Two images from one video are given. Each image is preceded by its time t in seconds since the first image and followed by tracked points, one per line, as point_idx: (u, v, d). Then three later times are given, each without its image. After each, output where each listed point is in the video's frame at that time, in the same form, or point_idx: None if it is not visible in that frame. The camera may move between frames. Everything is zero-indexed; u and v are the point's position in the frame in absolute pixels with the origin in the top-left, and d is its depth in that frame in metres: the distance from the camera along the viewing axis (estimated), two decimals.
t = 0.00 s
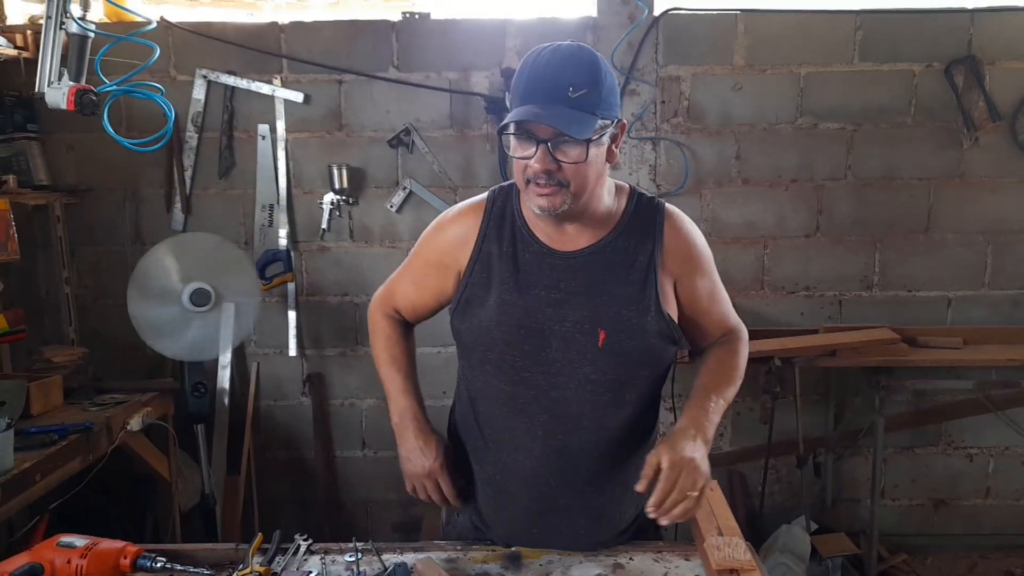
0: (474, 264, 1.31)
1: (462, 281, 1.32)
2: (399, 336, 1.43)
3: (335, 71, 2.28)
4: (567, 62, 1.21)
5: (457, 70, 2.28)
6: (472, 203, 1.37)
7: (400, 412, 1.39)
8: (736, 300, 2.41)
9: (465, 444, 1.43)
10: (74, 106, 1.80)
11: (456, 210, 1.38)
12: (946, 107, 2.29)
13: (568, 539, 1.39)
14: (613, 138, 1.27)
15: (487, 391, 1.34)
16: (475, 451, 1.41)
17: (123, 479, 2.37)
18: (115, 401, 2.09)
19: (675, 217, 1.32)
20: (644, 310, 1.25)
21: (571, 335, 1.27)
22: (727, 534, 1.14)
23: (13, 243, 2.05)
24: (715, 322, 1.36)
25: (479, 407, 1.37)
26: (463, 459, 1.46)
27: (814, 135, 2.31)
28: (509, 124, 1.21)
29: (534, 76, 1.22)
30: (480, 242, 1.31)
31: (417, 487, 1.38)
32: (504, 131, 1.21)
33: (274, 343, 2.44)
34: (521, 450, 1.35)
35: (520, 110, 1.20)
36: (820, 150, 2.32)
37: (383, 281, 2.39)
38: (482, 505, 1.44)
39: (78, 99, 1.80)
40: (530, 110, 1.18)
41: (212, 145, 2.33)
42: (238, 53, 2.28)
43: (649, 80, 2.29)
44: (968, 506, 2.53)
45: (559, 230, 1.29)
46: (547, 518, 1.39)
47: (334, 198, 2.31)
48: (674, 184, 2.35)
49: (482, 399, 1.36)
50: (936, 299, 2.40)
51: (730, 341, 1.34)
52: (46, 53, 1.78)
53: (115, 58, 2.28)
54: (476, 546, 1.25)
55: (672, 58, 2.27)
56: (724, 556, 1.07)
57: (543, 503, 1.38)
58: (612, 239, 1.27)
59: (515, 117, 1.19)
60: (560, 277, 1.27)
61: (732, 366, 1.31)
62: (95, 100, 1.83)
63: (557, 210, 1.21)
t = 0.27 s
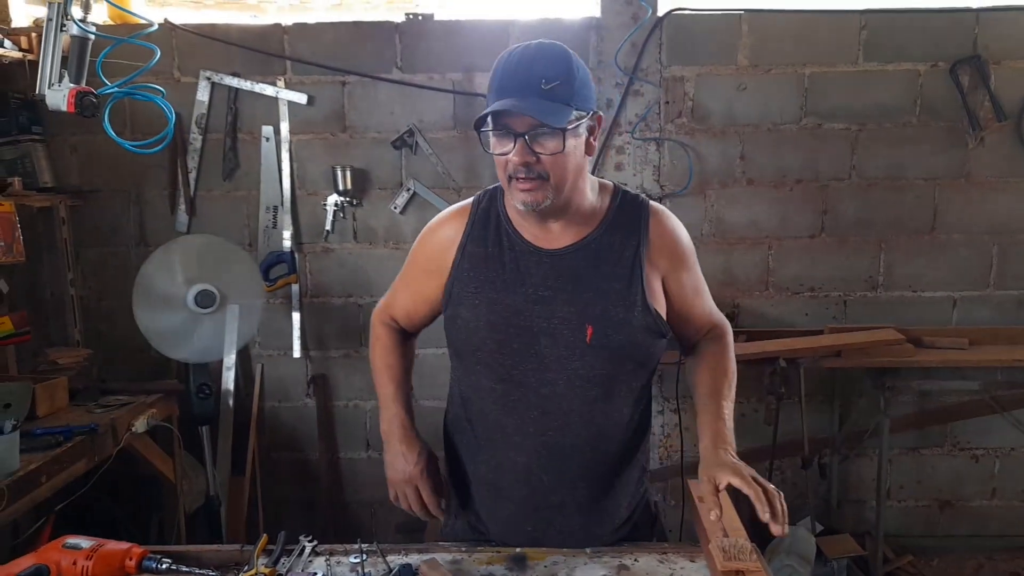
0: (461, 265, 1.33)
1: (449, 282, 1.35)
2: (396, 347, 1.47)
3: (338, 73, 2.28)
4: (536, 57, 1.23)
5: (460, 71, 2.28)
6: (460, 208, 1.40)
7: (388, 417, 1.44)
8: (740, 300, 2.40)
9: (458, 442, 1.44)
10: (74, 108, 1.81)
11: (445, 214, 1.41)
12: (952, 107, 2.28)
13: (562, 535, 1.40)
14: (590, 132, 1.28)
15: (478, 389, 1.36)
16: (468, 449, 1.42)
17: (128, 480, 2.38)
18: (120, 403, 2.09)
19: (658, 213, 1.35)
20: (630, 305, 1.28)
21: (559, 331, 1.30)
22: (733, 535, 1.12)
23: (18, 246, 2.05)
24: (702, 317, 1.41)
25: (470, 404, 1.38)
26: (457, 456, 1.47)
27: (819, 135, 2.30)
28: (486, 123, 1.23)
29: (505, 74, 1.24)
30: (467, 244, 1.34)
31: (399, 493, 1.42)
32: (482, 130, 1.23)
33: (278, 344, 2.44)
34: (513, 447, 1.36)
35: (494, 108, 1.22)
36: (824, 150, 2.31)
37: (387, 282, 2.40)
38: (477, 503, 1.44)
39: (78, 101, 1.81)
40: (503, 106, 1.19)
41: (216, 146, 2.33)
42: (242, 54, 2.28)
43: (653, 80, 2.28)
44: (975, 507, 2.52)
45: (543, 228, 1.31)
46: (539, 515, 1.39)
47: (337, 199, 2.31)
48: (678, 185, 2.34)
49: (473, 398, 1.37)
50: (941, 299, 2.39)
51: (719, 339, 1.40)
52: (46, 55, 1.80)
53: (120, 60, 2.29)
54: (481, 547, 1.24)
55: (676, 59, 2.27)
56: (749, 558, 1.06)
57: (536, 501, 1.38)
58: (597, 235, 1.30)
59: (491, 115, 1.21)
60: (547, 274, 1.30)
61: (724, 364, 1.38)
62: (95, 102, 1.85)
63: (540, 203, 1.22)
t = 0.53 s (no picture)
0: (440, 262, 1.32)
1: (429, 279, 1.33)
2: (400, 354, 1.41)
3: (342, 69, 2.28)
4: (513, 39, 1.27)
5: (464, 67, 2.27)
6: (436, 207, 1.39)
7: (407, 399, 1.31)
8: (745, 295, 2.40)
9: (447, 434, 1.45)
10: (80, 105, 1.79)
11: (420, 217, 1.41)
12: (957, 101, 2.27)
13: (551, 520, 1.41)
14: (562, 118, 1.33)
15: (462, 382, 1.35)
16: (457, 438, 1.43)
17: (134, 476, 2.38)
18: (125, 399, 2.09)
19: (630, 199, 1.35)
20: (606, 289, 1.27)
21: (537, 319, 1.28)
22: (738, 532, 1.11)
23: (23, 243, 2.07)
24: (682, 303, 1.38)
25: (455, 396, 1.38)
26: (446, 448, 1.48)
27: (823, 129, 2.29)
28: (469, 106, 1.26)
29: (484, 56, 1.26)
30: (444, 242, 1.33)
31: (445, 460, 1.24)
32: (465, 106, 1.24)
33: (283, 340, 2.44)
34: (500, 437, 1.36)
35: (477, 90, 1.25)
36: (829, 145, 2.30)
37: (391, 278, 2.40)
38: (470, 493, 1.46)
39: (85, 98, 1.80)
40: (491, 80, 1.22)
41: (220, 143, 2.33)
42: (246, 51, 2.28)
43: (657, 75, 2.28)
44: (980, 502, 2.52)
45: (519, 218, 1.31)
46: (529, 502, 1.40)
47: (341, 195, 2.31)
48: (682, 180, 2.34)
49: (459, 391, 1.37)
50: (946, 294, 2.38)
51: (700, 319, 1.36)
52: (52, 52, 1.78)
53: (125, 57, 2.29)
54: (486, 542, 1.24)
55: (680, 54, 2.26)
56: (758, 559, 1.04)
57: (524, 488, 1.40)
58: (571, 222, 1.29)
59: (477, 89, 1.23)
60: (525, 264, 1.29)
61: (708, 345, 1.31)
62: (101, 100, 1.84)
63: (526, 179, 1.23)
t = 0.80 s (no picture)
0: (429, 262, 1.32)
1: (419, 279, 1.32)
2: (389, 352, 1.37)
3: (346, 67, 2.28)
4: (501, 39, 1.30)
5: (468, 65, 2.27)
6: (422, 207, 1.39)
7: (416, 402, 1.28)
8: (748, 295, 2.40)
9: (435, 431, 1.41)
10: (95, 103, 1.81)
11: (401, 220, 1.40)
12: (962, 100, 2.26)
13: (540, 517, 1.37)
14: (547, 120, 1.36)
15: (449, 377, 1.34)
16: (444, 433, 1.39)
17: (138, 473, 2.39)
18: (129, 396, 2.10)
19: (612, 202, 1.36)
20: (592, 285, 1.28)
21: (526, 315, 1.29)
22: (740, 528, 1.08)
23: (28, 240, 2.08)
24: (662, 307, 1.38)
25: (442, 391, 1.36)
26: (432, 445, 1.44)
27: (827, 129, 2.29)
28: (459, 102, 1.27)
29: (473, 55, 1.29)
30: (433, 243, 1.32)
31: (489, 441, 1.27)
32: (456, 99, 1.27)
33: (286, 338, 2.45)
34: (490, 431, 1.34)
35: (467, 87, 1.27)
36: (833, 144, 2.30)
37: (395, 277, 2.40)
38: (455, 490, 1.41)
39: (98, 96, 1.81)
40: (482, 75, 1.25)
41: (224, 141, 2.34)
42: (251, 49, 2.28)
43: (661, 74, 2.28)
44: (983, 502, 2.51)
45: (506, 215, 1.32)
46: (517, 496, 1.37)
47: (345, 193, 2.32)
48: (686, 179, 2.34)
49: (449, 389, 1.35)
50: (951, 294, 2.38)
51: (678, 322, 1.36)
52: (65, 50, 1.79)
53: (131, 55, 2.30)
54: (490, 540, 1.24)
55: (684, 53, 2.26)
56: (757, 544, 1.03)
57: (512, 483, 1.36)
58: (556, 221, 1.31)
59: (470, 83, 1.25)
60: (512, 262, 1.29)
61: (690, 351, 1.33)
62: (114, 97, 1.85)
63: (515, 171, 1.25)
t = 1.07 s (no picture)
0: (428, 259, 1.31)
1: (418, 275, 1.31)
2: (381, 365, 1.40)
3: (347, 68, 2.29)
4: (513, 56, 1.27)
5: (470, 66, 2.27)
6: (418, 212, 1.37)
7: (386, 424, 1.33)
8: (749, 295, 2.40)
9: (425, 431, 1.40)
10: (106, 105, 1.82)
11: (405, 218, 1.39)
12: (963, 101, 2.26)
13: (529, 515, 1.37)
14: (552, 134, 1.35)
15: (444, 375, 1.32)
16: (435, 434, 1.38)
17: (139, 474, 2.39)
18: (131, 396, 2.10)
19: (608, 207, 1.36)
20: (589, 284, 1.28)
21: (522, 311, 1.28)
22: (742, 530, 1.08)
23: (30, 240, 2.08)
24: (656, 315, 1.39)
25: (434, 389, 1.34)
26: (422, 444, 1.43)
27: (829, 129, 2.29)
28: (466, 117, 1.25)
29: (483, 70, 1.26)
30: (431, 240, 1.32)
31: (420, 497, 1.34)
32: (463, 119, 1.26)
33: (287, 338, 2.45)
34: (482, 429, 1.33)
35: (475, 103, 1.25)
36: (835, 145, 2.30)
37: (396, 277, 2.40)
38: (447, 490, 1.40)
39: (109, 97, 1.82)
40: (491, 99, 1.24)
41: (225, 141, 2.34)
42: (253, 50, 2.29)
43: (663, 75, 2.28)
44: (984, 503, 2.51)
45: (504, 218, 1.32)
46: (508, 493, 1.36)
47: (347, 194, 2.32)
48: (687, 180, 2.34)
49: (442, 384, 1.33)
50: (952, 295, 2.38)
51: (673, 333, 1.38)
52: (76, 52, 1.79)
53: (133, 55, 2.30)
54: (492, 540, 1.24)
55: (686, 53, 2.26)
56: (757, 544, 1.03)
57: (503, 480, 1.35)
58: (553, 223, 1.30)
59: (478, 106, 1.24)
60: (509, 260, 1.29)
61: (684, 360, 1.35)
62: (125, 98, 1.85)
63: (518, 189, 1.25)
